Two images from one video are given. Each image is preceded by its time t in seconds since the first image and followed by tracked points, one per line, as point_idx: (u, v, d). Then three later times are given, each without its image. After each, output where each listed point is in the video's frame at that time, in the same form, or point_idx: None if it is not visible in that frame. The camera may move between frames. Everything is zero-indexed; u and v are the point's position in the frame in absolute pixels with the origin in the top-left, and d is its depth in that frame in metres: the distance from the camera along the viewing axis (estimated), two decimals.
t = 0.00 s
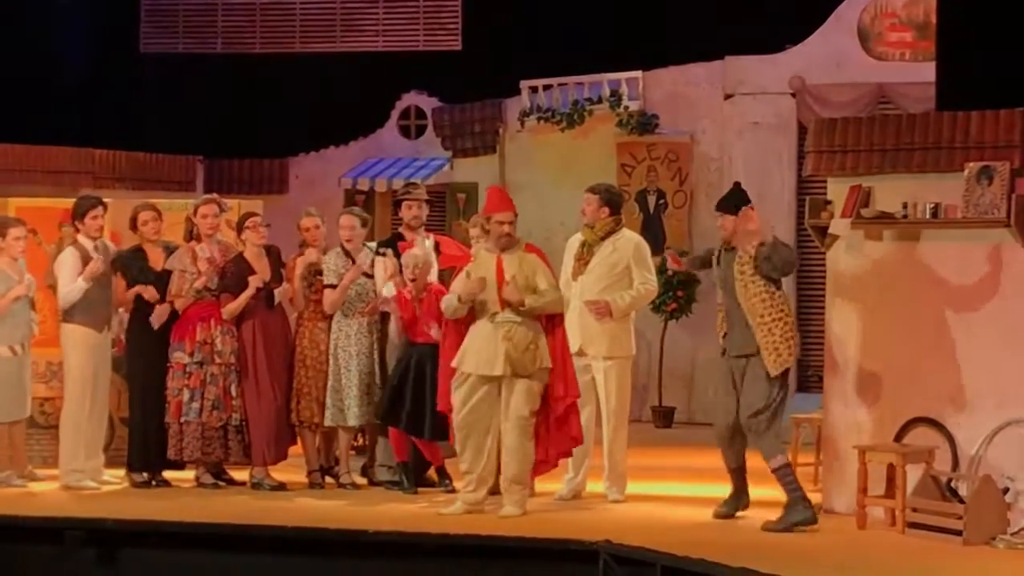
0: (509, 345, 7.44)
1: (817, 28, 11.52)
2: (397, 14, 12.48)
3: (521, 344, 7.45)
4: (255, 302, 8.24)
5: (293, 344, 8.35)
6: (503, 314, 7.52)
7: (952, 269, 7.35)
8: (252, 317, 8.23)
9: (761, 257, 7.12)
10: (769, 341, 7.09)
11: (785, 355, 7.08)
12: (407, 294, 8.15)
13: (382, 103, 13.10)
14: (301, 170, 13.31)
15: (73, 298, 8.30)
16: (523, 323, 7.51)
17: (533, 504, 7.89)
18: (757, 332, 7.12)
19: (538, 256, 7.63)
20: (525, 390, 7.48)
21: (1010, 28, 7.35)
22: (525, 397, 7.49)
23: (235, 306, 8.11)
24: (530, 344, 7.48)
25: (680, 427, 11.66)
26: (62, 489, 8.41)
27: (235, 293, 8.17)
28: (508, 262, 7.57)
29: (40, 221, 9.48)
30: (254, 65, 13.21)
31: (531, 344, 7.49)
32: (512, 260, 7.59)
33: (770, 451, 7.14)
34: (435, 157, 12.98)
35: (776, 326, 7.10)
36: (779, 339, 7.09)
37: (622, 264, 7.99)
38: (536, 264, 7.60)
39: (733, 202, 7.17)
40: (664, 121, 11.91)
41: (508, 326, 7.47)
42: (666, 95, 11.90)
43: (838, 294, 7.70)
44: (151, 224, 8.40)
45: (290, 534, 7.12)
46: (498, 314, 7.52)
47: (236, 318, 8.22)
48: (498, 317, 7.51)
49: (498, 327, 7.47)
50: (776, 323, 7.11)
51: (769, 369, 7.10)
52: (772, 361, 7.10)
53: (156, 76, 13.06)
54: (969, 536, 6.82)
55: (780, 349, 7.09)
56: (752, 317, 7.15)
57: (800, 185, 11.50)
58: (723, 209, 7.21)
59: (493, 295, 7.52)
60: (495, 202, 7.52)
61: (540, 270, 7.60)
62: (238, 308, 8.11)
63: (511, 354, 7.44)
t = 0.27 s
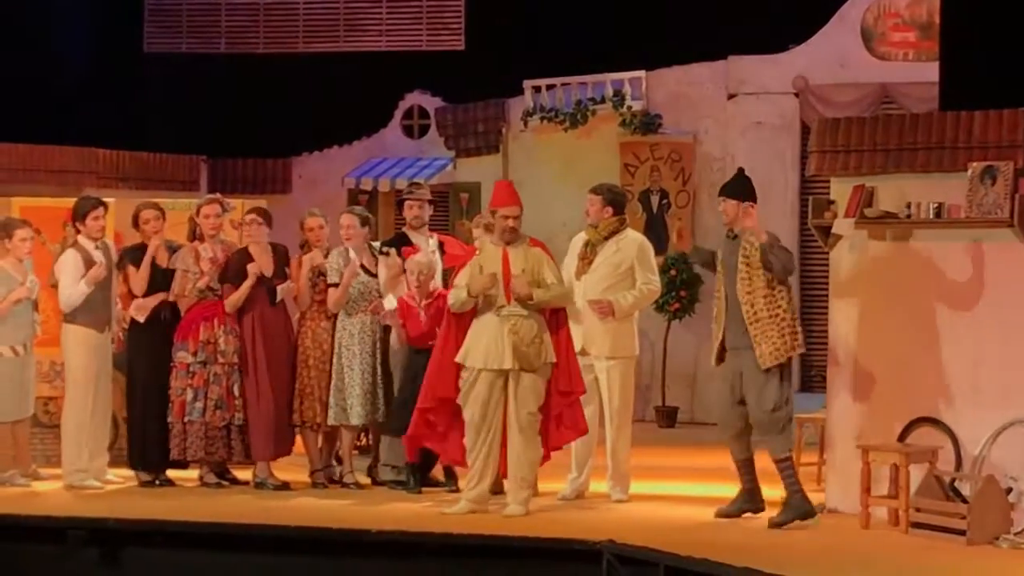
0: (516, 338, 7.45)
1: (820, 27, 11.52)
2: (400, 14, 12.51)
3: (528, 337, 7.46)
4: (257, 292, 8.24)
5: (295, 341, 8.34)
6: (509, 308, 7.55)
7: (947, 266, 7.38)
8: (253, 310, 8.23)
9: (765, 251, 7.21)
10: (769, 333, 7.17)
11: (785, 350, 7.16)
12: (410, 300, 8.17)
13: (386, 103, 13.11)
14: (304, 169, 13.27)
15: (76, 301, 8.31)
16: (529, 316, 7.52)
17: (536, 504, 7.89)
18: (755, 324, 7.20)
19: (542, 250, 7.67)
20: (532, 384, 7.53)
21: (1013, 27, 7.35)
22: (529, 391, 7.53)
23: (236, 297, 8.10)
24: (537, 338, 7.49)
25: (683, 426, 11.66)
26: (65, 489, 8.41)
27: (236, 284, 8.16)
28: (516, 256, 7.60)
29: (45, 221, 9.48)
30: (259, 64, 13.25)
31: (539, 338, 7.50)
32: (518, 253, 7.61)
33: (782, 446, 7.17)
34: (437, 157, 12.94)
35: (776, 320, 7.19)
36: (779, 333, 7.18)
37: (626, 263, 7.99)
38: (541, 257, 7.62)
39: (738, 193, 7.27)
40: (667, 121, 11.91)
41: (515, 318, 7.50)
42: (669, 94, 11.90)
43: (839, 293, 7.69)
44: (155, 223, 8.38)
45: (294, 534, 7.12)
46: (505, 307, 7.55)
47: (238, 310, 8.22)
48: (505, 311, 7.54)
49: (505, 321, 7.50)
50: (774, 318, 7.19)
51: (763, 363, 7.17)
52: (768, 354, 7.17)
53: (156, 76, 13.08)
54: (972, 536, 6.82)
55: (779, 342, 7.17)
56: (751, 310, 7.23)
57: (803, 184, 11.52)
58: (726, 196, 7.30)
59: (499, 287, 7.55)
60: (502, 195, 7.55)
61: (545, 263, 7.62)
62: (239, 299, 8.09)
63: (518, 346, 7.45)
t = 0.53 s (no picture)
0: (505, 334, 7.46)
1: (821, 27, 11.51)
2: (401, 14, 12.52)
3: (518, 333, 7.46)
4: (254, 283, 8.19)
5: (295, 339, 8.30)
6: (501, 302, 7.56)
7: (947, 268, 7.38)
8: (252, 303, 8.19)
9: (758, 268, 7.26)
10: (761, 350, 7.27)
11: (776, 366, 7.26)
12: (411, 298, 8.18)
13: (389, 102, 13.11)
14: (306, 169, 13.28)
15: (78, 304, 8.31)
16: (523, 315, 7.51)
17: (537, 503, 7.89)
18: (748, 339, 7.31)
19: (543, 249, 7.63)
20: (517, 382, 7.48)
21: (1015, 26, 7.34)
22: (528, 390, 7.50)
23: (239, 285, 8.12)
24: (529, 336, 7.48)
25: (685, 426, 11.66)
26: (66, 489, 8.41)
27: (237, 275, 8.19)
28: (514, 253, 7.58)
29: (46, 221, 9.50)
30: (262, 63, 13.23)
31: (532, 336, 7.49)
32: (516, 250, 7.59)
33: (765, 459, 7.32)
34: (440, 157, 12.93)
35: (767, 336, 7.28)
36: (773, 349, 7.27)
37: (629, 263, 8.00)
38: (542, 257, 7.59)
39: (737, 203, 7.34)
40: (670, 120, 11.90)
41: (505, 315, 7.50)
42: (671, 94, 11.90)
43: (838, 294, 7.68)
44: (150, 224, 8.37)
45: (295, 534, 7.12)
46: (495, 302, 7.57)
47: (238, 302, 8.18)
48: (496, 305, 7.56)
49: (495, 316, 7.52)
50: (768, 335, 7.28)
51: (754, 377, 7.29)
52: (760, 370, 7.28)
53: (164, 82, 13.03)
54: (974, 535, 6.82)
55: (770, 358, 7.27)
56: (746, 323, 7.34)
57: (805, 184, 11.48)
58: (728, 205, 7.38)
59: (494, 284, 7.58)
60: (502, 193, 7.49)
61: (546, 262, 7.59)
62: (239, 288, 8.12)
63: (506, 343, 7.45)
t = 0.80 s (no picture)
0: (491, 331, 7.49)
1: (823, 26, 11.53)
2: (402, 13, 12.50)
3: (503, 329, 7.48)
4: (255, 279, 8.19)
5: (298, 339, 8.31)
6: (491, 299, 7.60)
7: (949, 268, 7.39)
8: (253, 299, 8.20)
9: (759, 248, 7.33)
10: (762, 331, 7.30)
11: (777, 346, 7.29)
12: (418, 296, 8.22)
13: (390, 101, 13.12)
14: (308, 168, 13.28)
15: (79, 301, 8.29)
16: (512, 311, 7.52)
17: (539, 501, 7.89)
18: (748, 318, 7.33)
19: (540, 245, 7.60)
20: (503, 380, 7.50)
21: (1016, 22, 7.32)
22: (519, 386, 7.51)
23: (241, 282, 8.14)
24: (514, 331, 7.48)
25: (686, 424, 11.67)
26: (68, 487, 8.41)
27: (236, 273, 8.23)
28: (508, 251, 7.58)
29: (48, 218, 9.52)
30: (263, 61, 13.23)
31: (520, 330, 7.49)
32: (511, 249, 7.59)
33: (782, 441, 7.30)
34: (441, 155, 12.99)
35: (767, 317, 7.31)
36: (773, 328, 7.30)
37: (632, 260, 7.99)
38: (535, 251, 7.57)
39: (736, 185, 7.38)
40: (671, 119, 11.91)
41: (492, 313, 7.53)
42: (672, 92, 11.91)
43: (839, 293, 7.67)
44: (149, 224, 8.30)
45: (297, 532, 7.12)
46: (487, 299, 7.60)
47: (240, 300, 8.20)
48: (486, 302, 7.60)
49: (484, 312, 7.56)
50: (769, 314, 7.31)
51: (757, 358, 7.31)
52: (763, 348, 7.30)
53: (165, 82, 13.02)
54: (975, 534, 6.81)
55: (770, 339, 7.30)
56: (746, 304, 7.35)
57: (806, 182, 11.51)
58: (725, 188, 7.42)
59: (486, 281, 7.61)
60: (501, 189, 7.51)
61: (539, 256, 7.55)
62: (240, 285, 8.14)
63: (490, 340, 7.48)
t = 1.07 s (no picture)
0: (479, 328, 7.54)
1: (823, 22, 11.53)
2: (403, 11, 12.53)
3: (491, 327, 7.53)
4: (258, 275, 8.19)
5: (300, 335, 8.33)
6: (480, 297, 7.64)
7: (950, 267, 7.38)
8: (257, 296, 8.19)
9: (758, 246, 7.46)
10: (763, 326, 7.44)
11: (776, 340, 7.45)
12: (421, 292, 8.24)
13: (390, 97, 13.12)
14: (308, 166, 13.27)
15: (78, 296, 8.26)
16: (499, 308, 7.56)
17: (540, 498, 7.89)
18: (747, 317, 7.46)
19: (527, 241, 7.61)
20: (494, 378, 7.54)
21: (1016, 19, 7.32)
22: (509, 381, 7.54)
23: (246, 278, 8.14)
24: (503, 329, 7.53)
25: (687, 421, 11.67)
26: (69, 485, 8.42)
27: (240, 269, 8.22)
28: (496, 248, 7.61)
29: (48, 216, 9.53)
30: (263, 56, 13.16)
31: (508, 328, 7.54)
32: (499, 246, 7.61)
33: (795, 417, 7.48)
34: (442, 152, 12.93)
35: (765, 313, 7.46)
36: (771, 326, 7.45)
37: (632, 257, 7.99)
38: (522, 247, 7.57)
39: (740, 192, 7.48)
40: (671, 116, 11.91)
41: (479, 310, 7.58)
42: (672, 89, 11.90)
43: (841, 288, 7.66)
44: (149, 221, 8.33)
45: (298, 529, 7.12)
46: (476, 296, 7.65)
47: (243, 297, 8.20)
48: (475, 299, 7.64)
49: (473, 310, 7.60)
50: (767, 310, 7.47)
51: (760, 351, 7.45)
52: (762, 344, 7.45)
53: (168, 79, 13.03)
54: (977, 530, 6.82)
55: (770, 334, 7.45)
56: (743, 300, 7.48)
57: (807, 178, 11.52)
58: (728, 196, 7.50)
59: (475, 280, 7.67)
60: (492, 185, 7.62)
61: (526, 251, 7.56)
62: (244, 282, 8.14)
63: (479, 336, 7.53)
